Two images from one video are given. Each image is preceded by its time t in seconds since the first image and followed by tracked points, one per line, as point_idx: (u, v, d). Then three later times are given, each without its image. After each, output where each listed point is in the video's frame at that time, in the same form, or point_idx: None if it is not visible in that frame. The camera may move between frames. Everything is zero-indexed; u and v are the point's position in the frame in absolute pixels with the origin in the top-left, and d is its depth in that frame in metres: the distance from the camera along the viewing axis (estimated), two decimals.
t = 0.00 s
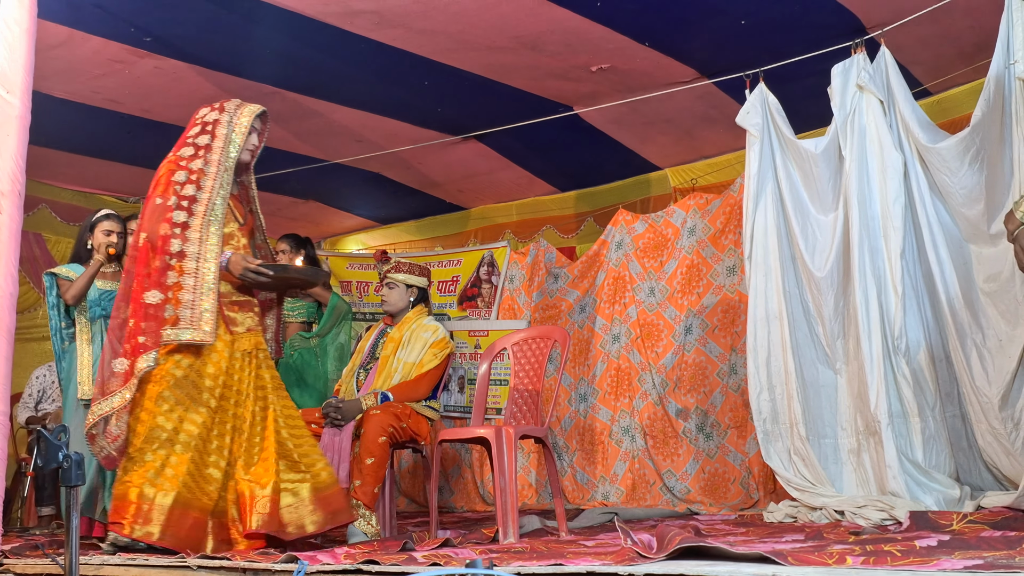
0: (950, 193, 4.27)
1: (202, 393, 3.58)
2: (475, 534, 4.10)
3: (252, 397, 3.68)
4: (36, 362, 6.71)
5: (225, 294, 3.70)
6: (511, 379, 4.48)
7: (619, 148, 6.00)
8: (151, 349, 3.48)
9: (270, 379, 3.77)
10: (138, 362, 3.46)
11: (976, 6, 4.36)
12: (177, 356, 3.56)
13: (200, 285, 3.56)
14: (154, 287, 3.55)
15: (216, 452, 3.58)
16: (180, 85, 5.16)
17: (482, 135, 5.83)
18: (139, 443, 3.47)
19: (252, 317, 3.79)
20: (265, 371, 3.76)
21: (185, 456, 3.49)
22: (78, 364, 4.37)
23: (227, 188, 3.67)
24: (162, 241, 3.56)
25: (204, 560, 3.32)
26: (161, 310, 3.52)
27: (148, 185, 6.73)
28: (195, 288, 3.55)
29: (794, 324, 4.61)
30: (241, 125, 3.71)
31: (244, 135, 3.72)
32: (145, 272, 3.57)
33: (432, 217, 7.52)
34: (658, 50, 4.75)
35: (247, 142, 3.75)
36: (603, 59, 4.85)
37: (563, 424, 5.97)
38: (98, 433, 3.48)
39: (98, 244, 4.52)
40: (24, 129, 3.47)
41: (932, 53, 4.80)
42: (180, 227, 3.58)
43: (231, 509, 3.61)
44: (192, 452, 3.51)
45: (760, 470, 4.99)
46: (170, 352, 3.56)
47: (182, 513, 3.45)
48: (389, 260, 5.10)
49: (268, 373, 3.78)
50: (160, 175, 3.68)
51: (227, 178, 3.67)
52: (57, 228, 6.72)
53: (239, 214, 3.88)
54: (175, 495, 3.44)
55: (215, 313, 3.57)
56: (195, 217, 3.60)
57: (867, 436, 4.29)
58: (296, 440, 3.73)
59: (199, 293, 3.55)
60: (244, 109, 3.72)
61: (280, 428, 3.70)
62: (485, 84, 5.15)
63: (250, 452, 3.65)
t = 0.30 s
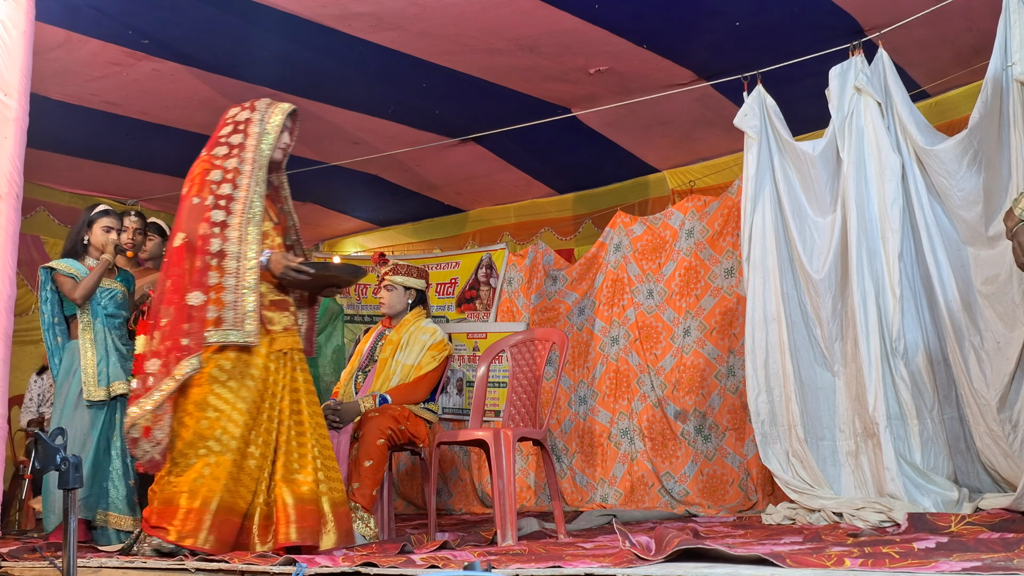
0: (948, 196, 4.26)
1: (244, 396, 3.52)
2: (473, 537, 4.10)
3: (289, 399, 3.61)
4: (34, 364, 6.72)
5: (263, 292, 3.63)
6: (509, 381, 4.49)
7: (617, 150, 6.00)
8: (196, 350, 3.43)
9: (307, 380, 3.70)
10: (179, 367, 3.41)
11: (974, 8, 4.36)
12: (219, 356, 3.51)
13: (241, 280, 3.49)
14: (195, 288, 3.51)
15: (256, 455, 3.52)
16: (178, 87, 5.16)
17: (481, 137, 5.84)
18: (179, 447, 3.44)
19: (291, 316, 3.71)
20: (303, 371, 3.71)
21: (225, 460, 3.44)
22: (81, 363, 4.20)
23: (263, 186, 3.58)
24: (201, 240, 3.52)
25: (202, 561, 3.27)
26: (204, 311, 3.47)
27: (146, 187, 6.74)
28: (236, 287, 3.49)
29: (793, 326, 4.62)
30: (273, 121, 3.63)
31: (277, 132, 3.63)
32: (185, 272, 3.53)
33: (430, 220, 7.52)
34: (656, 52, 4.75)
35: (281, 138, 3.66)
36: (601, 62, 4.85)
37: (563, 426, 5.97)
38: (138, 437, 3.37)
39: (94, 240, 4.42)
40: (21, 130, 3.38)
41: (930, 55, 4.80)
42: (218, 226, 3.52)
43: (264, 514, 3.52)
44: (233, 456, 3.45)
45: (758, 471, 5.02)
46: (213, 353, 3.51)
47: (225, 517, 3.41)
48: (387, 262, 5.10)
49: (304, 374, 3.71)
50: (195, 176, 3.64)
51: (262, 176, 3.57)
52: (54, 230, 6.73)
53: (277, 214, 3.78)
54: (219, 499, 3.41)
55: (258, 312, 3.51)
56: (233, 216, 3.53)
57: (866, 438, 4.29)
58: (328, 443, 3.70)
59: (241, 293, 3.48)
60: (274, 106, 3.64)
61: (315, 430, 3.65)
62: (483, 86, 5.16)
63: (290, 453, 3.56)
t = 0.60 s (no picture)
0: (948, 199, 4.25)
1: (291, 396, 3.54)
2: (471, 538, 4.09)
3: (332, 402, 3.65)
4: (33, 364, 6.74)
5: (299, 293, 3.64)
6: (509, 382, 4.48)
7: (617, 152, 6.00)
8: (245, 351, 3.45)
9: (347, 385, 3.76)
10: (232, 370, 3.43)
11: (974, 11, 4.36)
12: (269, 360, 3.53)
13: (277, 284, 3.54)
14: (236, 290, 3.52)
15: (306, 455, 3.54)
16: (178, 88, 5.16)
17: (480, 139, 5.84)
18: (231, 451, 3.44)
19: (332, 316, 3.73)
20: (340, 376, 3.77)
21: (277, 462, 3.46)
22: (100, 365, 4.05)
23: (301, 188, 3.66)
24: (238, 242, 3.54)
25: (199, 562, 3.28)
26: (243, 314, 3.49)
27: (146, 188, 6.75)
28: (272, 290, 3.53)
29: (792, 328, 4.62)
30: (313, 123, 3.73)
31: (317, 134, 3.73)
32: (224, 274, 3.53)
33: (429, 221, 7.53)
34: (655, 54, 4.75)
35: (319, 140, 3.75)
36: (601, 63, 4.85)
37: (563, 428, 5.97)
38: (193, 442, 3.38)
39: (106, 240, 4.31)
40: (21, 131, 3.35)
41: (930, 58, 4.80)
42: (255, 228, 3.56)
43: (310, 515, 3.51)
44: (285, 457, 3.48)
45: (757, 474, 5.04)
46: (261, 356, 3.52)
47: (275, 516, 3.43)
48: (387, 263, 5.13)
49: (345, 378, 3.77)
50: (233, 176, 3.68)
51: (301, 177, 3.66)
52: (54, 230, 6.74)
53: (313, 216, 3.85)
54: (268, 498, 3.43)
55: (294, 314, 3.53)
56: (270, 218, 3.59)
57: (864, 441, 4.29)
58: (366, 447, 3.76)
59: (278, 295, 3.52)
60: (314, 107, 3.74)
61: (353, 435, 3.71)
62: (483, 87, 5.16)
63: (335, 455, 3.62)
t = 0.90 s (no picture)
0: (948, 200, 4.25)
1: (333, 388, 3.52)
2: (470, 539, 4.09)
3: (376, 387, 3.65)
4: (33, 365, 6.76)
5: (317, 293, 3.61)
6: (508, 382, 4.47)
7: (615, 153, 6.00)
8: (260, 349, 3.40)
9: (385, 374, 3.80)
10: (245, 364, 3.40)
11: (974, 12, 4.36)
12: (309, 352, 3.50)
13: (295, 281, 3.47)
14: (253, 289, 3.51)
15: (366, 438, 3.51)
16: (177, 89, 5.17)
17: (479, 140, 5.84)
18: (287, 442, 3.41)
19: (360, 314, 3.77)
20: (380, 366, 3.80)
21: (338, 446, 3.43)
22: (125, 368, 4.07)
23: (325, 188, 3.63)
24: (258, 243, 3.52)
25: (199, 563, 3.28)
26: (260, 313, 3.45)
27: (146, 189, 6.76)
28: (291, 290, 3.46)
29: (791, 330, 4.63)
30: (340, 122, 3.70)
31: (343, 133, 3.70)
32: (246, 273, 3.53)
33: (429, 222, 7.53)
34: (654, 55, 4.76)
35: (346, 139, 3.72)
36: (600, 64, 4.85)
37: (564, 430, 5.97)
38: (243, 440, 3.37)
39: (128, 243, 4.34)
40: (21, 132, 3.35)
41: (929, 59, 4.80)
42: (275, 228, 3.52)
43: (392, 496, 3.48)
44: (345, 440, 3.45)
45: (756, 476, 5.01)
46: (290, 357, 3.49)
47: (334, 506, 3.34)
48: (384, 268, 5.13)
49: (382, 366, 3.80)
50: (259, 177, 3.66)
51: (325, 178, 3.63)
52: (54, 232, 6.75)
53: (340, 215, 3.84)
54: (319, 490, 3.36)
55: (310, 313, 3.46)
56: (291, 218, 3.54)
57: (863, 442, 4.29)
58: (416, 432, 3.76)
59: (295, 294, 3.46)
60: (343, 106, 3.71)
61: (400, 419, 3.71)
62: (482, 89, 5.16)
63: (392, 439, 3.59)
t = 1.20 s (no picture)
0: (947, 201, 4.24)
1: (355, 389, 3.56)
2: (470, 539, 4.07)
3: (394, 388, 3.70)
4: (31, 365, 6.76)
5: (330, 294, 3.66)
6: (508, 384, 4.47)
7: (615, 154, 6.00)
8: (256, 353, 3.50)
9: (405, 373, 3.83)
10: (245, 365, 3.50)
11: (972, 13, 4.36)
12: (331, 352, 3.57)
13: (310, 284, 3.53)
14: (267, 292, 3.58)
15: (388, 443, 3.53)
16: (177, 90, 5.17)
17: (479, 141, 5.84)
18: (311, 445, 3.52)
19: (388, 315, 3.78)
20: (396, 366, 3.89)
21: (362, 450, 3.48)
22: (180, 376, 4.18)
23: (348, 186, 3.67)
24: (277, 244, 3.60)
25: (198, 564, 3.31)
26: (274, 314, 3.52)
27: (145, 190, 6.76)
28: (306, 291, 3.53)
29: (790, 331, 4.63)
30: (365, 117, 3.72)
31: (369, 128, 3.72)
32: (262, 276, 3.61)
33: (428, 223, 7.53)
34: (653, 56, 4.76)
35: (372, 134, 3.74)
36: (599, 65, 4.85)
37: (564, 431, 5.97)
38: (268, 441, 3.49)
39: (167, 252, 4.35)
40: (21, 132, 3.35)
41: (928, 60, 4.80)
42: (294, 229, 3.59)
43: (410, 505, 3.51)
44: (365, 444, 3.48)
45: (755, 477, 4.99)
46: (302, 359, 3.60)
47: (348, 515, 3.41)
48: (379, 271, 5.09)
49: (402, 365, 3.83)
50: (286, 178, 3.75)
51: (348, 174, 3.66)
52: (53, 233, 6.74)
53: (372, 210, 3.88)
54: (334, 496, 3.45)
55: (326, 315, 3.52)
56: (310, 219, 3.60)
57: (863, 443, 4.29)
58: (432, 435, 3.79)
59: (311, 296, 3.52)
60: (366, 100, 3.72)
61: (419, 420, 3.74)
62: (481, 89, 5.16)
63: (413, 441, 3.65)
